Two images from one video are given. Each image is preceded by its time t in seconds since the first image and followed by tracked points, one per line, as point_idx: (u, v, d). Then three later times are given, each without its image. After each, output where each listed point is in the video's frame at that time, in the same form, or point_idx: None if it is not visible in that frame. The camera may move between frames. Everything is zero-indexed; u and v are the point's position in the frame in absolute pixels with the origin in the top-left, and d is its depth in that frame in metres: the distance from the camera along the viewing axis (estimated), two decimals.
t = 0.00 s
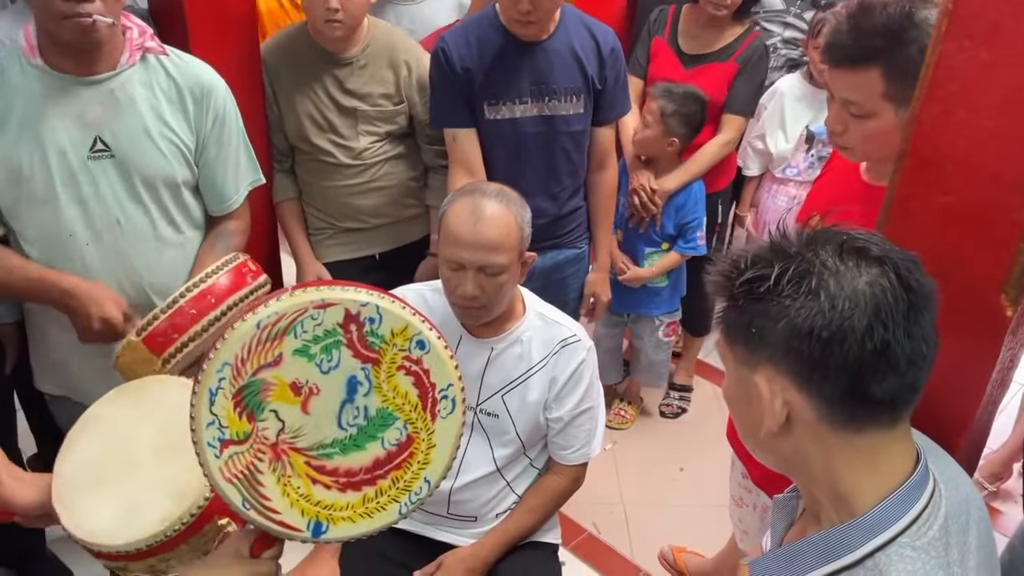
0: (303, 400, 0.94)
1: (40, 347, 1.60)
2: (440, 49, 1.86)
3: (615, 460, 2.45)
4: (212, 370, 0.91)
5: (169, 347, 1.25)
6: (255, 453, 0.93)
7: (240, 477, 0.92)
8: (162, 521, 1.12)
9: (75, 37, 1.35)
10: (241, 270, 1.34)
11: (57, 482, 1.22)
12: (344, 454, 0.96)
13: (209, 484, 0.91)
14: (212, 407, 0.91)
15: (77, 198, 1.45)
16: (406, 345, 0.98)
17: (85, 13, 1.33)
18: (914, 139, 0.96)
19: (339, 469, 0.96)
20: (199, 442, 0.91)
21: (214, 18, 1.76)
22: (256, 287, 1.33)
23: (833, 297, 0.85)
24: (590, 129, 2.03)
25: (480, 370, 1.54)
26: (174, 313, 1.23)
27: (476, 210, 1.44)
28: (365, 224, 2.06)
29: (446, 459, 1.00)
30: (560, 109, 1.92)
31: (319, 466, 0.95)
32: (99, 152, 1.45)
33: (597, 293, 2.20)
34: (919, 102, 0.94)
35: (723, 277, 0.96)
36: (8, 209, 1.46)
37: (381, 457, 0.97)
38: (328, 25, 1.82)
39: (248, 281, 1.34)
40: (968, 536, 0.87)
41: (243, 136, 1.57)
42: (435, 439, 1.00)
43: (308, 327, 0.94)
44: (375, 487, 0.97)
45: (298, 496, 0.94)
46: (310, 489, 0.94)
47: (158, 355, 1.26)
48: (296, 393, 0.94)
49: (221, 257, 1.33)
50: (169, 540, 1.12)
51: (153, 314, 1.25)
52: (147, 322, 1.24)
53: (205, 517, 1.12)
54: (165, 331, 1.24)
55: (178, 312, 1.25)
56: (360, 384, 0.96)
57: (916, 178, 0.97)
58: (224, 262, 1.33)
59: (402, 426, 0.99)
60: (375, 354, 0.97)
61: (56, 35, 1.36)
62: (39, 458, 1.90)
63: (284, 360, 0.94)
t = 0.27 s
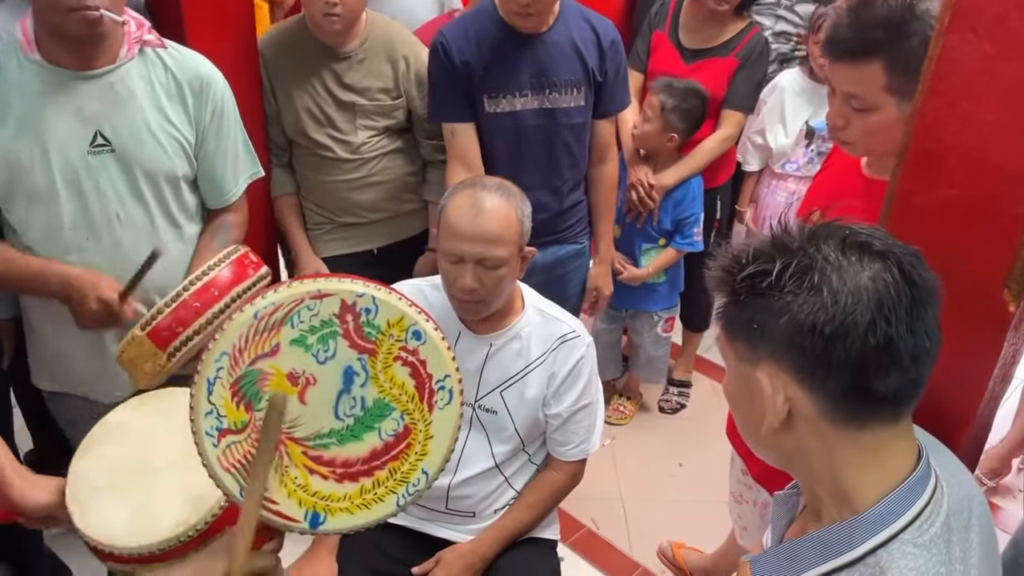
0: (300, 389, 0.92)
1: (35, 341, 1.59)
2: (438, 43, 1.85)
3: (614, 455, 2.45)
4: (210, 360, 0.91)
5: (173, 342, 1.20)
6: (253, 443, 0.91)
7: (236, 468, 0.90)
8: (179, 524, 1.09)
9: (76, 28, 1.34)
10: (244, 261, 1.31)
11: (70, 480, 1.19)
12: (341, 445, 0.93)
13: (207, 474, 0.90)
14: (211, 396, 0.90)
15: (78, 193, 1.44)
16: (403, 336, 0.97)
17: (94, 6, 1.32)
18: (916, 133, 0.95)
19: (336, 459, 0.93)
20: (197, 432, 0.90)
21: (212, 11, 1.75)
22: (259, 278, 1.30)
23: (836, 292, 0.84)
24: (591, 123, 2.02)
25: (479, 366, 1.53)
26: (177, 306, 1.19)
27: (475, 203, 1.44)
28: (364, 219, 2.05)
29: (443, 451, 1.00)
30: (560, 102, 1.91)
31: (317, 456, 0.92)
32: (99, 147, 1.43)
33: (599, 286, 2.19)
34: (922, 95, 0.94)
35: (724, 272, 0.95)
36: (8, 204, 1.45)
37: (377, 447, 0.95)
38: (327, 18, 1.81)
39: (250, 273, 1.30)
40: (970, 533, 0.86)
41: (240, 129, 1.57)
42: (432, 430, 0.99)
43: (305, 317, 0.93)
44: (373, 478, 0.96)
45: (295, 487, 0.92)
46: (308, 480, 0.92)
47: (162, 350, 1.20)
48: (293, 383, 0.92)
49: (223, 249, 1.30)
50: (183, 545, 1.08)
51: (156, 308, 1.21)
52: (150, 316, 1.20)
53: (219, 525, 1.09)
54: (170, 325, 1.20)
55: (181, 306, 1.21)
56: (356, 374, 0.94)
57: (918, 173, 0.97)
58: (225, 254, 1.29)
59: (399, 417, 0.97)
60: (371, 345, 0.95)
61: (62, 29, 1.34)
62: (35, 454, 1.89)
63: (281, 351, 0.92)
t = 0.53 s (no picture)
0: (286, 379, 0.94)
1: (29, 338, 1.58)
2: (435, 39, 1.84)
3: (610, 452, 2.45)
4: (197, 351, 0.95)
5: (173, 334, 1.24)
6: (240, 432, 0.94)
7: (224, 456, 0.93)
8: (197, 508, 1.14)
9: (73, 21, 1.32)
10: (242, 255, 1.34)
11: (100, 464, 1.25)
12: (328, 433, 0.95)
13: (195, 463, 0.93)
14: (197, 386, 0.94)
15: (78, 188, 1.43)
16: (388, 324, 0.98)
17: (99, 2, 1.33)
18: (910, 131, 0.95)
19: (323, 448, 0.95)
20: (186, 422, 0.93)
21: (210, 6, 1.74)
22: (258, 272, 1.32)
23: (830, 290, 0.84)
24: (589, 119, 2.02)
25: (474, 363, 1.53)
26: (176, 300, 1.23)
27: (470, 198, 1.44)
28: (360, 215, 2.05)
29: (430, 438, 1.00)
30: (557, 99, 1.91)
31: (304, 445, 0.94)
32: (99, 142, 1.42)
33: (596, 284, 2.18)
34: (917, 93, 0.93)
35: (718, 270, 0.94)
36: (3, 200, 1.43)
37: (365, 435, 0.97)
38: (325, 14, 1.80)
39: (249, 268, 1.33)
40: (962, 532, 0.86)
41: (235, 123, 1.56)
42: (419, 417, 1.00)
43: (290, 307, 0.95)
44: (360, 466, 0.97)
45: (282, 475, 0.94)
46: (295, 468, 0.94)
47: (162, 342, 1.24)
48: (279, 372, 0.94)
49: (222, 242, 1.32)
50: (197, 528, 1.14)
51: (156, 302, 1.24)
52: (149, 310, 1.23)
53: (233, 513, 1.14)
54: (169, 318, 1.23)
55: (180, 299, 1.24)
56: (343, 363, 0.96)
57: (913, 170, 0.96)
58: (225, 246, 1.32)
59: (385, 405, 0.98)
60: (357, 334, 0.97)
61: (64, 21, 1.33)
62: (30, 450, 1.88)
63: (267, 340, 0.95)
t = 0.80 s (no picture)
0: (287, 376, 0.91)
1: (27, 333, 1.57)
2: (435, 35, 1.84)
3: (609, 450, 2.44)
4: (194, 348, 0.88)
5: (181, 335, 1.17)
6: (238, 431, 0.91)
7: (223, 456, 0.90)
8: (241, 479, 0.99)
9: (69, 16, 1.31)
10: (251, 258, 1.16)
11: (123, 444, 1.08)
12: (329, 430, 0.94)
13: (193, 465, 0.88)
14: (194, 385, 0.88)
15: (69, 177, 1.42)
16: (390, 320, 0.94)
17: None
18: (911, 127, 0.94)
19: (324, 445, 0.94)
20: (182, 423, 0.88)
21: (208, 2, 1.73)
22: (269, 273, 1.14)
23: (835, 287, 0.83)
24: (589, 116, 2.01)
25: (472, 360, 1.52)
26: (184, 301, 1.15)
27: (468, 193, 1.43)
28: (360, 211, 2.04)
29: (430, 433, 0.99)
30: (557, 96, 1.90)
31: (304, 443, 0.93)
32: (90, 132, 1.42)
33: (597, 283, 2.17)
34: (917, 88, 0.92)
35: (719, 266, 0.93)
36: None
37: (366, 432, 0.95)
38: (323, 9, 1.80)
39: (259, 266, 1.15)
40: (962, 530, 0.86)
41: (233, 118, 1.56)
42: (420, 413, 0.98)
43: (290, 304, 0.90)
44: (361, 463, 0.95)
45: (283, 473, 0.92)
46: (296, 466, 0.93)
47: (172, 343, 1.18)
48: (279, 370, 0.91)
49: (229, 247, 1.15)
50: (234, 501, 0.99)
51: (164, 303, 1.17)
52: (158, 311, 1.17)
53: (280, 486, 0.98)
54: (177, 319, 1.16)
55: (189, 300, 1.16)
56: (344, 360, 0.93)
57: (914, 166, 0.95)
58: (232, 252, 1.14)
59: (386, 401, 0.96)
60: (358, 330, 0.93)
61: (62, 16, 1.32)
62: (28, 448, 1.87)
63: (266, 337, 0.90)
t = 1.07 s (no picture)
0: (307, 380, 0.95)
1: (26, 330, 1.56)
2: (436, 34, 1.84)
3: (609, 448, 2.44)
4: (217, 348, 0.94)
5: (184, 326, 1.23)
6: (256, 432, 0.95)
7: (240, 457, 0.94)
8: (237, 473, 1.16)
9: (74, 10, 1.32)
10: (254, 253, 1.30)
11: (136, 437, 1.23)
12: (347, 438, 0.96)
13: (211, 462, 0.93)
14: (216, 384, 0.93)
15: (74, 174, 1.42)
16: (412, 330, 1.00)
17: None
18: (907, 125, 0.93)
19: (341, 454, 0.96)
20: (203, 421, 0.93)
21: None
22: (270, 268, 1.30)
23: (834, 287, 0.84)
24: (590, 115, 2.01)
25: (471, 358, 1.52)
26: (188, 292, 1.22)
27: (467, 190, 1.43)
28: (360, 209, 2.05)
29: (449, 448, 1.02)
30: (558, 95, 1.90)
31: (321, 449, 0.95)
32: (97, 130, 1.42)
33: (596, 283, 2.18)
34: (914, 88, 0.92)
35: (717, 265, 0.94)
36: None
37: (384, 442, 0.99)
38: (325, 8, 1.80)
39: (259, 267, 1.29)
40: (959, 529, 0.86)
41: (235, 117, 1.56)
42: (439, 426, 1.02)
43: (313, 308, 0.96)
44: (377, 473, 1.00)
45: (299, 479, 0.95)
46: (312, 472, 0.95)
47: (173, 333, 1.23)
48: (299, 374, 0.96)
49: (233, 241, 1.30)
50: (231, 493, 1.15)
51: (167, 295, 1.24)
52: (161, 302, 1.23)
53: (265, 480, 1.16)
54: (181, 310, 1.23)
55: (193, 293, 1.23)
56: (364, 367, 0.98)
57: (909, 165, 0.95)
58: (236, 245, 1.30)
59: (405, 412, 1.00)
60: (379, 338, 0.99)
61: (68, 11, 1.32)
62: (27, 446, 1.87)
63: (288, 341, 0.95)
